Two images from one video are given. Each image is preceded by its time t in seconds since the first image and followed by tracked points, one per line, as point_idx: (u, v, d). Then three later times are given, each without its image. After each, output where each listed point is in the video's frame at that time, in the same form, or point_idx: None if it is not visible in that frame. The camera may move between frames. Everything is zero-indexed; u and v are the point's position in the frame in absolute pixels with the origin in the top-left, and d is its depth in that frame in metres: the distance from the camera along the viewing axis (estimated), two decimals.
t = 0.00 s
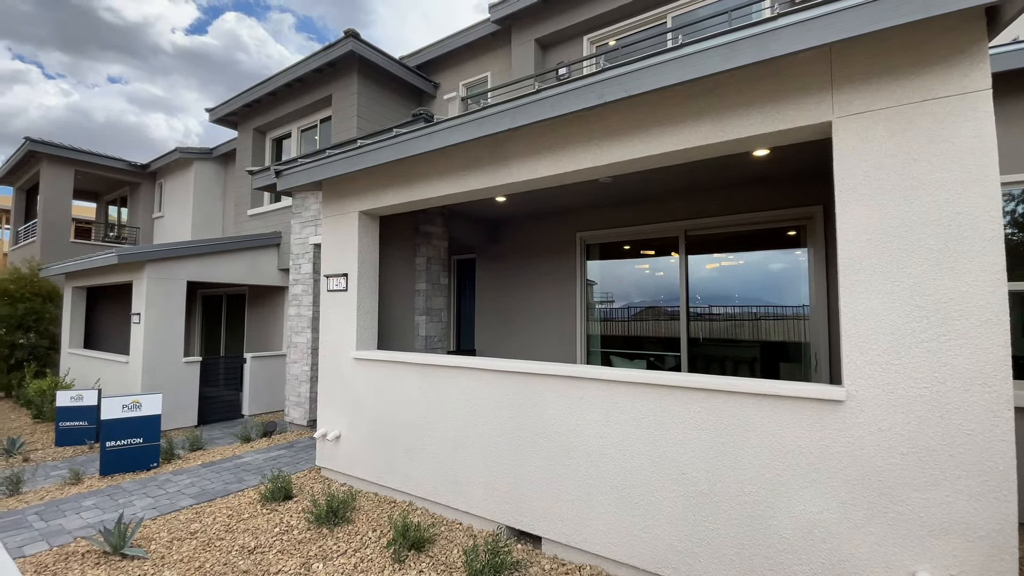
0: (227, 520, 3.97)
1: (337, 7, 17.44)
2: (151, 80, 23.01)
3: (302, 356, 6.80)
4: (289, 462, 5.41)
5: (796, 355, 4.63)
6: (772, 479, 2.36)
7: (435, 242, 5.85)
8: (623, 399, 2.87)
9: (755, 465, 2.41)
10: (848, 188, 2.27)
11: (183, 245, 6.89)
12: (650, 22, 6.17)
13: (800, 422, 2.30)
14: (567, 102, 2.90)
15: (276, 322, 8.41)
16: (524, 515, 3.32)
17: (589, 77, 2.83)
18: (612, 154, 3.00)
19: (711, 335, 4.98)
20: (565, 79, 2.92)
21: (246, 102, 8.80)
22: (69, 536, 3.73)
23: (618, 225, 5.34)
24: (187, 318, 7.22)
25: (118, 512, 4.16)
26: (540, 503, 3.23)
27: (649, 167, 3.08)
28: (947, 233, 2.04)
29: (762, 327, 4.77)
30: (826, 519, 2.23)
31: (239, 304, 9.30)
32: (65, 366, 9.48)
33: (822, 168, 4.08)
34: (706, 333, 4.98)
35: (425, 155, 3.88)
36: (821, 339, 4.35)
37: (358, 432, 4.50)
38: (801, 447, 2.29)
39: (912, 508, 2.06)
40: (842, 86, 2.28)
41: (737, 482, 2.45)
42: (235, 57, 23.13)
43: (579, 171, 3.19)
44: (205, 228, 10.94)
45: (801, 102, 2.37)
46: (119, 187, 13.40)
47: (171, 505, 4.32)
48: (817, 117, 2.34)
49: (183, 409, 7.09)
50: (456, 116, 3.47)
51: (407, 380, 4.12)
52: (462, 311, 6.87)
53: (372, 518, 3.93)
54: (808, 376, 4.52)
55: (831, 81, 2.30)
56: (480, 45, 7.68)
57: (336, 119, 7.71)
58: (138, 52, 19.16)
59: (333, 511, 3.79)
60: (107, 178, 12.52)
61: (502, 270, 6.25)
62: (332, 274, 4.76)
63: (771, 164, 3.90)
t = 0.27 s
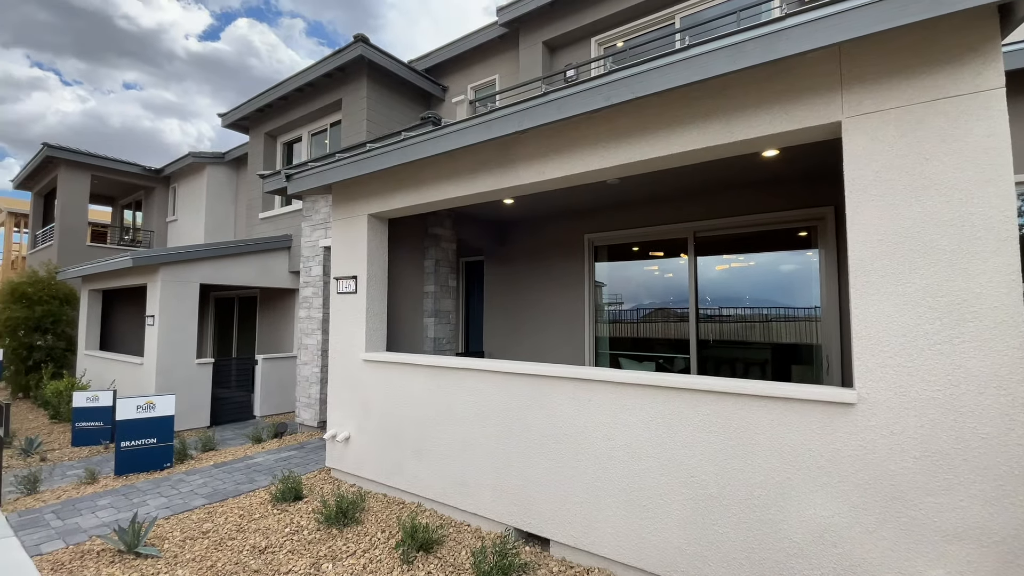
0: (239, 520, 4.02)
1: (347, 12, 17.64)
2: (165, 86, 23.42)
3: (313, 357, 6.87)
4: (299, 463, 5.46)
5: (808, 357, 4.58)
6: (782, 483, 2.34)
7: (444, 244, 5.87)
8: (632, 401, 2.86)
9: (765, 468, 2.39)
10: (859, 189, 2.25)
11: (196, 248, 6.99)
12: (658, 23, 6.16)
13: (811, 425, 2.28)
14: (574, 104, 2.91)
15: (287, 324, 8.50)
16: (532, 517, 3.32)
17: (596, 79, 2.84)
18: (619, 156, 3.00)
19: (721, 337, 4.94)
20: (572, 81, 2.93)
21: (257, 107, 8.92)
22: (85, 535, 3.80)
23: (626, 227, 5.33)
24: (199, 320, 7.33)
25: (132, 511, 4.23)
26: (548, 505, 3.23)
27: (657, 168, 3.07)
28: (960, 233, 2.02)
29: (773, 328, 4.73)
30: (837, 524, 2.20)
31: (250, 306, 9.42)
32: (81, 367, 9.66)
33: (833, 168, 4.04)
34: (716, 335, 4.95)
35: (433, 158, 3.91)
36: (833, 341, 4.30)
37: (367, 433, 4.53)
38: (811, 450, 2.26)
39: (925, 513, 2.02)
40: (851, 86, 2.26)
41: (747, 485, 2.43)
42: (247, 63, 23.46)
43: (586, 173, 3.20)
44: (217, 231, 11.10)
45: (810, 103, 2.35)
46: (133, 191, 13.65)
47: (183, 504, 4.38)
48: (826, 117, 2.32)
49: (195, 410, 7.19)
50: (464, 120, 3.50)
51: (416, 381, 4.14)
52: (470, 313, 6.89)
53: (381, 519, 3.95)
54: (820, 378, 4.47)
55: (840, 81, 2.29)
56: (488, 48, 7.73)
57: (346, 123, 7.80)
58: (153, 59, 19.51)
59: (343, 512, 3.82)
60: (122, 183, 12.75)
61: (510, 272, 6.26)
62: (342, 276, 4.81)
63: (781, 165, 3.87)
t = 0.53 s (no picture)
0: (257, 518, 4.10)
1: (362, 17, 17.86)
2: (186, 93, 24.00)
3: (328, 358, 6.97)
4: (315, 462, 5.54)
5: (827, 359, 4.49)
6: (798, 487, 2.29)
7: (457, 246, 5.92)
8: (645, 403, 2.84)
9: (780, 472, 2.34)
10: (876, 187, 2.21)
11: (215, 252, 7.15)
12: (671, 22, 6.12)
13: (830, 429, 2.23)
14: (584, 105, 2.92)
15: (303, 325, 8.64)
16: (544, 518, 3.32)
17: (606, 80, 2.84)
18: (630, 156, 3.00)
19: (737, 338, 4.88)
20: (582, 83, 2.94)
21: (274, 112, 9.10)
22: (109, 531, 3.91)
23: (639, 227, 5.30)
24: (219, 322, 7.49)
25: (154, 508, 4.34)
26: (561, 507, 3.22)
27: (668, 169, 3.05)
28: (982, 231, 1.96)
29: (790, 330, 4.65)
30: (855, 529, 2.15)
31: (268, 307, 9.60)
32: (106, 367, 9.95)
33: (851, 166, 3.96)
34: (732, 336, 4.90)
35: (445, 160, 3.94)
36: (852, 343, 4.22)
37: (381, 434, 4.58)
38: (828, 454, 2.22)
39: (946, 519, 1.96)
40: (868, 82, 2.21)
41: (762, 488, 2.39)
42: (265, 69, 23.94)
43: (597, 173, 3.19)
44: (236, 234, 11.34)
45: (826, 100, 2.32)
46: (155, 195, 14.02)
47: (203, 502, 4.48)
48: (842, 114, 2.28)
49: (215, 410, 7.35)
50: (475, 122, 3.53)
51: (429, 382, 4.18)
52: (483, 314, 6.92)
53: (395, 518, 3.99)
54: (840, 381, 4.39)
55: (856, 78, 2.25)
56: (501, 50, 7.77)
57: (360, 127, 7.91)
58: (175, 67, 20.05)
59: (357, 511, 3.87)
60: (145, 188, 13.11)
61: (523, 273, 6.28)
62: (356, 278, 4.88)
63: (797, 164, 3.82)
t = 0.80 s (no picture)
0: (280, 514, 4.21)
1: (382, 22, 18.16)
2: (213, 100, 24.77)
3: (349, 358, 7.10)
4: (337, 460, 5.65)
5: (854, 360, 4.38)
6: (818, 490, 2.24)
7: (474, 248, 5.98)
8: (661, 403, 2.82)
9: (800, 475, 2.30)
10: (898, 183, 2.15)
11: (241, 255, 7.37)
12: (690, 19, 6.06)
13: (851, 432, 2.16)
14: (599, 106, 2.93)
15: (325, 326, 8.82)
16: (561, 518, 3.32)
17: (620, 80, 2.84)
18: (643, 157, 3.00)
19: (761, 339, 4.80)
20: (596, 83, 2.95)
21: (297, 118, 9.34)
22: (139, 525, 4.07)
23: (657, 227, 5.26)
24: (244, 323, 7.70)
25: (182, 503, 4.49)
26: (578, 507, 3.22)
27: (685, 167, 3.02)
28: (1012, 227, 1.88)
29: (816, 330, 4.55)
30: (878, 535, 2.08)
31: (291, 309, 9.84)
32: (138, 367, 10.33)
33: (876, 162, 3.86)
34: (756, 337, 4.81)
35: (461, 163, 3.99)
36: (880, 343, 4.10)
37: (400, 432, 4.65)
38: (849, 456, 2.16)
39: (973, 525, 1.88)
40: (890, 75, 2.15)
41: (781, 491, 2.35)
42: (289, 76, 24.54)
43: (612, 172, 3.18)
44: (261, 237, 11.65)
45: (846, 95, 2.26)
46: (185, 200, 14.51)
47: (229, 498, 4.62)
48: (863, 110, 2.22)
49: (241, 408, 7.56)
50: (491, 125, 3.57)
51: (447, 382, 4.23)
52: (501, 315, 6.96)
53: (413, 516, 4.04)
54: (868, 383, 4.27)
55: (877, 72, 2.19)
56: (518, 52, 7.81)
57: (380, 131, 8.05)
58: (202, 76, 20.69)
59: (377, 509, 3.94)
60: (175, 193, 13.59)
61: (540, 274, 6.29)
62: (376, 279, 4.97)
63: (819, 161, 3.73)
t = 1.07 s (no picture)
0: (308, 507, 4.36)
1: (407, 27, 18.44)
2: (244, 107, 25.63)
3: (375, 357, 7.27)
4: (363, 456, 5.79)
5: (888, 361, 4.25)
6: (842, 492, 2.19)
7: (495, 249, 6.07)
8: (682, 403, 2.82)
9: (823, 476, 2.25)
10: (925, 176, 2.07)
11: (271, 257, 7.63)
12: (714, 13, 5.97)
13: (877, 435, 2.11)
14: (616, 106, 2.94)
15: (352, 326, 9.06)
16: (581, 517, 3.33)
17: (637, 80, 2.85)
18: (661, 155, 2.99)
19: (790, 339, 4.69)
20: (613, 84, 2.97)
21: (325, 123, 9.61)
22: (175, 516, 4.28)
23: (680, 226, 5.21)
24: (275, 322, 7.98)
25: (217, 495, 4.70)
26: (598, 506, 3.23)
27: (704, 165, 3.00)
28: None
29: (848, 330, 4.42)
30: (904, 539, 2.02)
31: (320, 309, 10.13)
32: (175, 365, 10.81)
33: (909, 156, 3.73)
34: (784, 337, 4.71)
35: (482, 165, 4.06)
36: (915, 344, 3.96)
37: (424, 430, 4.74)
38: (874, 457, 2.11)
39: (1006, 529, 1.80)
40: (916, 67, 2.09)
41: (804, 493, 2.31)
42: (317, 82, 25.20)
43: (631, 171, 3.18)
44: (290, 240, 12.03)
45: (870, 89, 2.21)
46: (218, 205, 15.09)
47: (260, 491, 4.81)
48: (889, 103, 2.16)
49: (272, 405, 7.84)
50: (510, 127, 3.63)
51: (469, 380, 4.30)
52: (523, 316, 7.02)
53: (436, 512, 4.12)
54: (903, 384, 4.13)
55: (902, 64, 2.12)
56: (540, 52, 7.84)
57: (404, 134, 8.21)
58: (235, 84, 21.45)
59: (401, 504, 4.03)
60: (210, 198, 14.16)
61: (561, 274, 6.31)
62: (399, 280, 5.08)
63: (846, 157, 3.63)
